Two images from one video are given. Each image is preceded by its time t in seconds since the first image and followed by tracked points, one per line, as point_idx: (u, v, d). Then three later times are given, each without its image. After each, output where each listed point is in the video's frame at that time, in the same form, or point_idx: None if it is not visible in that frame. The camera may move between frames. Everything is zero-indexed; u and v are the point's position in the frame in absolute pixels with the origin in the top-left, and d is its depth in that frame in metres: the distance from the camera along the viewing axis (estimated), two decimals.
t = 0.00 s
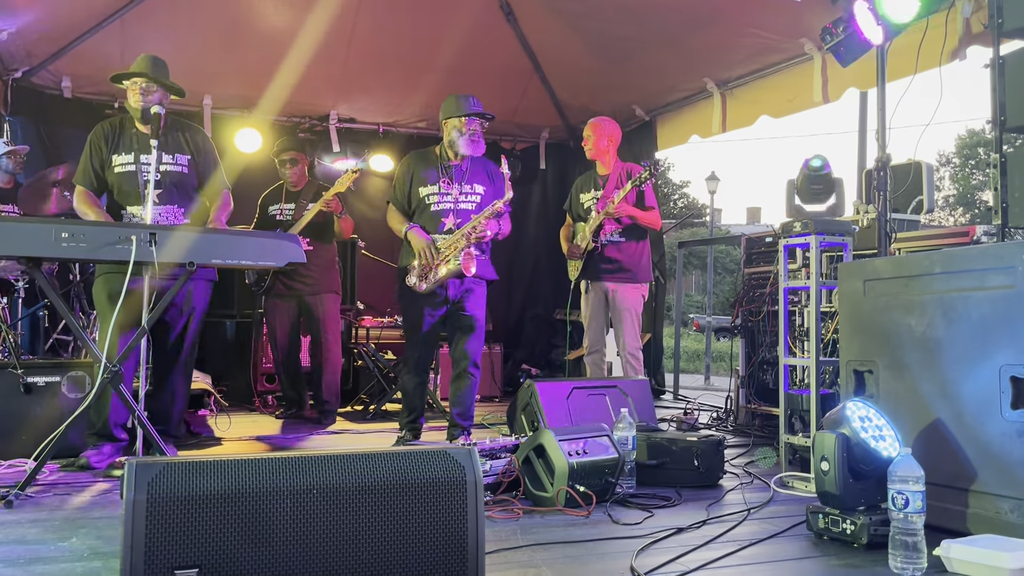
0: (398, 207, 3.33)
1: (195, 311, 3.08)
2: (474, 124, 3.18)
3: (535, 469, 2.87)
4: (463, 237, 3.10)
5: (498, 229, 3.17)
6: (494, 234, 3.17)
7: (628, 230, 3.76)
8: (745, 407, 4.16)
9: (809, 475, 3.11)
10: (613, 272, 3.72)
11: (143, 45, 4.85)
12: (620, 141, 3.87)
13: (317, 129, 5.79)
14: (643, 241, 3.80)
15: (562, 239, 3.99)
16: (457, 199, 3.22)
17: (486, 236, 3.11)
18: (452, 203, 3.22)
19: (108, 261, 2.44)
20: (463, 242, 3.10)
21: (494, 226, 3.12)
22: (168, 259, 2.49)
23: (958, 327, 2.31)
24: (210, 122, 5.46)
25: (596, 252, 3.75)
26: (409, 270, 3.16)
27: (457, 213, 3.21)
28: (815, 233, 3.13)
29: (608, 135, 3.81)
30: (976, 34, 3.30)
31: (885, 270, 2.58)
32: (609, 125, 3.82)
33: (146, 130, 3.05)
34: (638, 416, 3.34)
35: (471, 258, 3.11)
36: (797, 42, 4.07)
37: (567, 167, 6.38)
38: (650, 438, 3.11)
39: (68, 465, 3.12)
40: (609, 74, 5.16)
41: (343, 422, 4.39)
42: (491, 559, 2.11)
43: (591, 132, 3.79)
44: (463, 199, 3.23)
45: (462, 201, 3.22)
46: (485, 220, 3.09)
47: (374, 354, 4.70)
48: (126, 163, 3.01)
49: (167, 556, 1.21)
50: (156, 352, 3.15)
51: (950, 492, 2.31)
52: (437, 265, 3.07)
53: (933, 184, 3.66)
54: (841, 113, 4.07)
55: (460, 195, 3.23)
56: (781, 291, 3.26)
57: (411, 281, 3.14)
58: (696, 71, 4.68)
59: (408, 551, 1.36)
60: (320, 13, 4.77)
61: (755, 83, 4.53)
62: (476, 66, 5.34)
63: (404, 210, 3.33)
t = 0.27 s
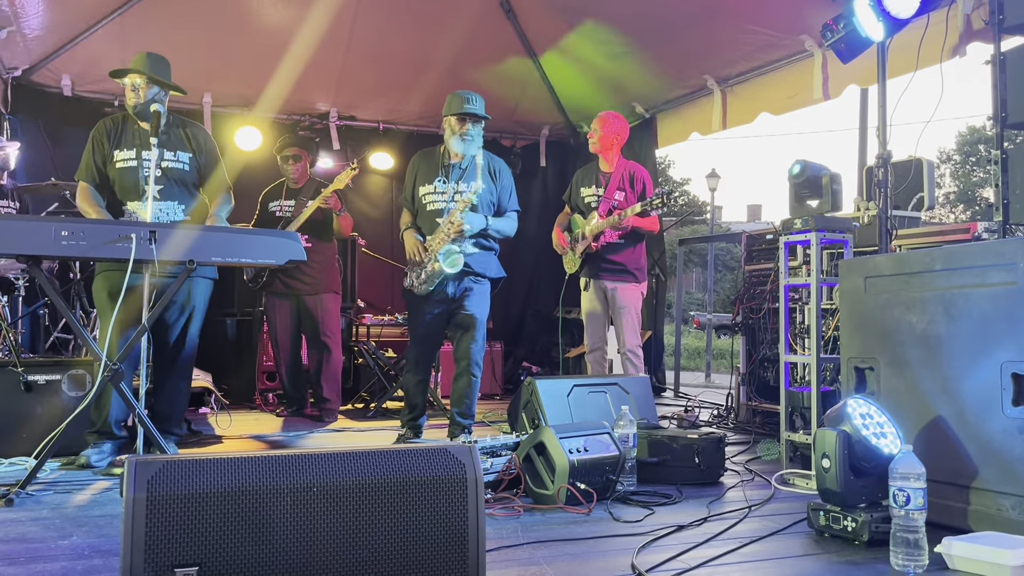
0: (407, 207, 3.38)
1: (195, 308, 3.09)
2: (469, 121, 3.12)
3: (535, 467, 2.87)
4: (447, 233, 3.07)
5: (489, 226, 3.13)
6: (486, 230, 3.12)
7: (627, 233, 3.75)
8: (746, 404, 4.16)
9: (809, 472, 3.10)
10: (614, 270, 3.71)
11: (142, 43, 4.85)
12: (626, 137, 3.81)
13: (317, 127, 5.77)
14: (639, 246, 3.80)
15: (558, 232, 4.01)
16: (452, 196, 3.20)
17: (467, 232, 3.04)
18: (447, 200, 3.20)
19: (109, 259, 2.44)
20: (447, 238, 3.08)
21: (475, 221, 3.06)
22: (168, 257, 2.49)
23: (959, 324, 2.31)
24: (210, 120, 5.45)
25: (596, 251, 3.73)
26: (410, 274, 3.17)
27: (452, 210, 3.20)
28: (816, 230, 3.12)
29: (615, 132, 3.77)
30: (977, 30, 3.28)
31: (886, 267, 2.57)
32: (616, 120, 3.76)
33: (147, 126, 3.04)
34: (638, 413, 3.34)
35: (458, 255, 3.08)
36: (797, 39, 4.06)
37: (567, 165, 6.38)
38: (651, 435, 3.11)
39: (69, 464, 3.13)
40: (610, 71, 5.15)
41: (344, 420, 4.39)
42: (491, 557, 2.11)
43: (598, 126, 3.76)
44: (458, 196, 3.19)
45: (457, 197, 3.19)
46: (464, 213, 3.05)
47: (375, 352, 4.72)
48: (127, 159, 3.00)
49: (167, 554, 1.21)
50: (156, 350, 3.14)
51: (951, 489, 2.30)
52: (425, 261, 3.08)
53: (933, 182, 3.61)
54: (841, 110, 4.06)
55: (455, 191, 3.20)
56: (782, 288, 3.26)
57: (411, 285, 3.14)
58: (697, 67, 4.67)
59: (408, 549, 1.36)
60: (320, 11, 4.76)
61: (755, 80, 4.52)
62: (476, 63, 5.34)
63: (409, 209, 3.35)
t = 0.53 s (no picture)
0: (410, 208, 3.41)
1: (197, 306, 3.09)
2: (459, 119, 3.16)
3: (536, 464, 2.86)
4: (435, 231, 3.05)
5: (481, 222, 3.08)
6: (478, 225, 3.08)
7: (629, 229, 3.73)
8: (748, 401, 4.15)
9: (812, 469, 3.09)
10: (615, 267, 3.71)
11: (143, 42, 4.84)
12: (626, 134, 3.81)
13: (317, 125, 5.73)
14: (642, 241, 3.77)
15: (561, 228, 4.01)
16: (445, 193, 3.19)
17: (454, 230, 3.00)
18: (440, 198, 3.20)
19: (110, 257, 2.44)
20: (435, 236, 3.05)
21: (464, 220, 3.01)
22: (169, 255, 2.48)
23: (962, 320, 2.30)
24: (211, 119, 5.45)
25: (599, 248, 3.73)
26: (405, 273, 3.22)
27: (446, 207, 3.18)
28: (817, 227, 3.11)
29: (615, 129, 3.76)
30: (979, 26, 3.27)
31: (889, 263, 2.56)
32: (617, 117, 3.75)
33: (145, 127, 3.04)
34: (640, 410, 3.33)
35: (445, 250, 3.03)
36: (799, 35, 4.04)
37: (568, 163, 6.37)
38: (653, 432, 3.10)
39: (70, 461, 3.13)
40: (611, 68, 5.14)
41: (345, 417, 4.39)
42: (493, 554, 2.10)
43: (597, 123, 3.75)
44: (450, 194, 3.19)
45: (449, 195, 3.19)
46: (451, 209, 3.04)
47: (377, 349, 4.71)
48: (126, 162, 3.00)
49: (167, 551, 1.21)
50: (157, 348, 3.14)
51: (954, 486, 2.30)
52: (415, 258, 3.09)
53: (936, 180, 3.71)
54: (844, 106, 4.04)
55: (447, 189, 3.20)
56: (784, 285, 3.25)
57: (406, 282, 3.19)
58: (698, 64, 4.66)
59: (410, 546, 1.36)
60: (320, 8, 4.76)
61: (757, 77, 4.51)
62: (477, 60, 5.33)
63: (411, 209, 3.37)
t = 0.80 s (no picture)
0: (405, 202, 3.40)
1: (199, 304, 3.09)
2: (454, 115, 3.14)
3: (538, 462, 2.86)
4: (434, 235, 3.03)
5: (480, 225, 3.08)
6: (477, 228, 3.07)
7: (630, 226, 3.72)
8: (750, 399, 4.15)
9: (814, 466, 3.09)
10: (617, 264, 3.70)
11: (144, 39, 4.84)
12: (627, 132, 3.79)
13: (317, 123, 5.69)
14: (643, 239, 3.77)
15: (561, 226, 4.02)
16: (441, 190, 3.19)
17: (453, 235, 2.99)
18: (437, 195, 3.20)
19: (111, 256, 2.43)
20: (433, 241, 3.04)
21: (461, 224, 3.01)
22: (172, 253, 2.47)
23: (965, 318, 2.29)
24: (212, 117, 5.45)
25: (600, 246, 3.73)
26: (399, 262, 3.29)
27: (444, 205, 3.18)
28: (819, 224, 3.10)
29: (616, 126, 3.74)
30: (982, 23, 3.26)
31: (892, 260, 2.55)
32: (616, 115, 3.72)
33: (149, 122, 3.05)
34: (642, 408, 3.33)
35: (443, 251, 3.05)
36: (800, 32, 4.01)
37: (570, 160, 6.36)
38: (655, 430, 3.09)
39: (72, 459, 3.13)
40: (612, 65, 5.14)
41: (347, 416, 4.39)
42: (495, 552, 2.10)
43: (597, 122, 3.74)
44: (447, 190, 3.18)
45: (446, 191, 3.18)
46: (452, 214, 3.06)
47: (378, 347, 4.70)
48: (129, 155, 3.00)
49: (168, 549, 1.21)
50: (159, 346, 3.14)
51: (956, 483, 2.30)
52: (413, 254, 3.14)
53: (937, 177, 3.71)
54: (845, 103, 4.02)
55: (444, 185, 3.19)
56: (786, 283, 3.25)
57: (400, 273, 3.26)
58: (700, 62, 4.65)
59: (411, 544, 1.36)
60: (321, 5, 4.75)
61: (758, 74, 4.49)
62: (478, 57, 5.32)
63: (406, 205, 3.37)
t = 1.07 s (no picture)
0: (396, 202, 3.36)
1: (201, 303, 3.10)
2: (451, 117, 3.12)
3: (540, 461, 2.86)
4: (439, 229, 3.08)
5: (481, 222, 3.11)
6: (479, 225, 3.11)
7: (630, 227, 3.72)
8: (751, 398, 4.14)
9: (816, 466, 3.09)
10: (618, 263, 3.69)
11: (145, 38, 4.84)
12: (631, 130, 3.78)
13: (320, 122, 5.70)
14: (643, 240, 3.76)
15: (567, 229, 3.97)
16: (440, 191, 3.18)
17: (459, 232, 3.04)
18: (436, 196, 3.19)
19: (112, 255, 2.43)
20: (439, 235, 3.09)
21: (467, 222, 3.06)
22: (173, 252, 2.48)
23: (968, 317, 2.29)
24: (213, 116, 5.45)
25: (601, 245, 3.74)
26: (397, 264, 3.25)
27: (444, 208, 3.17)
28: (822, 223, 3.10)
29: (619, 124, 3.74)
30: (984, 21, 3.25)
31: (894, 259, 2.55)
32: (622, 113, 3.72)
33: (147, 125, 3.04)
34: (643, 407, 3.33)
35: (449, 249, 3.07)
36: (802, 30, 4.00)
37: (571, 159, 6.35)
38: (656, 429, 3.09)
39: (74, 459, 3.13)
40: (614, 63, 5.13)
41: (348, 415, 4.38)
42: (497, 551, 2.10)
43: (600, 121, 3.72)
44: (446, 193, 3.17)
45: (446, 194, 3.17)
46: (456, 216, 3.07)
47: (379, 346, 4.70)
48: (128, 159, 3.00)
49: (170, 548, 1.21)
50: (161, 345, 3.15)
51: (959, 483, 2.29)
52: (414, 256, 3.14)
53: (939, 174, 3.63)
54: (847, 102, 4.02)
55: (444, 187, 3.18)
56: (787, 281, 3.25)
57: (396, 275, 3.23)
58: (701, 60, 4.64)
59: (413, 543, 1.36)
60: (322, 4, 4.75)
61: (760, 72, 4.48)
62: (479, 55, 5.32)
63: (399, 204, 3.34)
